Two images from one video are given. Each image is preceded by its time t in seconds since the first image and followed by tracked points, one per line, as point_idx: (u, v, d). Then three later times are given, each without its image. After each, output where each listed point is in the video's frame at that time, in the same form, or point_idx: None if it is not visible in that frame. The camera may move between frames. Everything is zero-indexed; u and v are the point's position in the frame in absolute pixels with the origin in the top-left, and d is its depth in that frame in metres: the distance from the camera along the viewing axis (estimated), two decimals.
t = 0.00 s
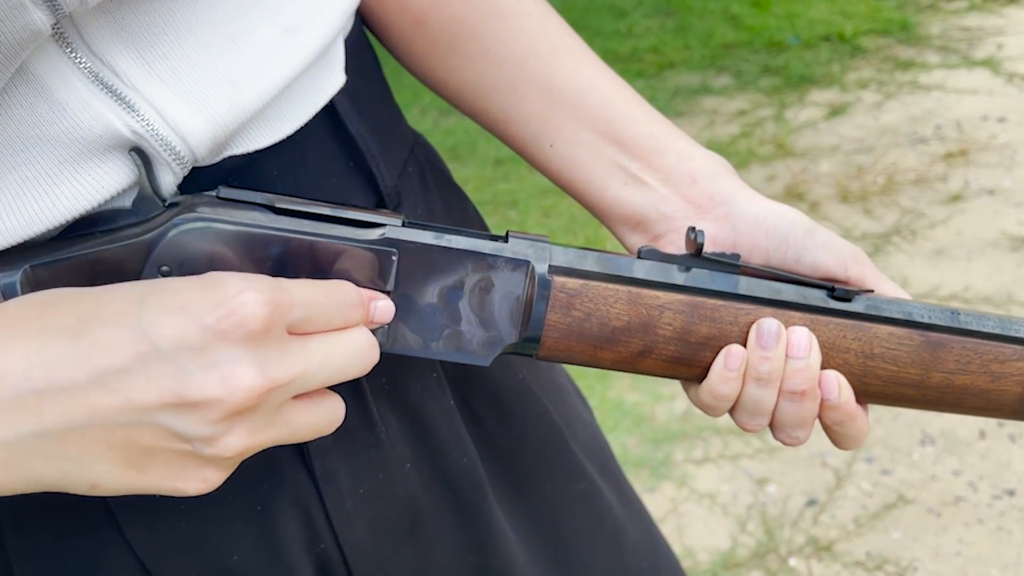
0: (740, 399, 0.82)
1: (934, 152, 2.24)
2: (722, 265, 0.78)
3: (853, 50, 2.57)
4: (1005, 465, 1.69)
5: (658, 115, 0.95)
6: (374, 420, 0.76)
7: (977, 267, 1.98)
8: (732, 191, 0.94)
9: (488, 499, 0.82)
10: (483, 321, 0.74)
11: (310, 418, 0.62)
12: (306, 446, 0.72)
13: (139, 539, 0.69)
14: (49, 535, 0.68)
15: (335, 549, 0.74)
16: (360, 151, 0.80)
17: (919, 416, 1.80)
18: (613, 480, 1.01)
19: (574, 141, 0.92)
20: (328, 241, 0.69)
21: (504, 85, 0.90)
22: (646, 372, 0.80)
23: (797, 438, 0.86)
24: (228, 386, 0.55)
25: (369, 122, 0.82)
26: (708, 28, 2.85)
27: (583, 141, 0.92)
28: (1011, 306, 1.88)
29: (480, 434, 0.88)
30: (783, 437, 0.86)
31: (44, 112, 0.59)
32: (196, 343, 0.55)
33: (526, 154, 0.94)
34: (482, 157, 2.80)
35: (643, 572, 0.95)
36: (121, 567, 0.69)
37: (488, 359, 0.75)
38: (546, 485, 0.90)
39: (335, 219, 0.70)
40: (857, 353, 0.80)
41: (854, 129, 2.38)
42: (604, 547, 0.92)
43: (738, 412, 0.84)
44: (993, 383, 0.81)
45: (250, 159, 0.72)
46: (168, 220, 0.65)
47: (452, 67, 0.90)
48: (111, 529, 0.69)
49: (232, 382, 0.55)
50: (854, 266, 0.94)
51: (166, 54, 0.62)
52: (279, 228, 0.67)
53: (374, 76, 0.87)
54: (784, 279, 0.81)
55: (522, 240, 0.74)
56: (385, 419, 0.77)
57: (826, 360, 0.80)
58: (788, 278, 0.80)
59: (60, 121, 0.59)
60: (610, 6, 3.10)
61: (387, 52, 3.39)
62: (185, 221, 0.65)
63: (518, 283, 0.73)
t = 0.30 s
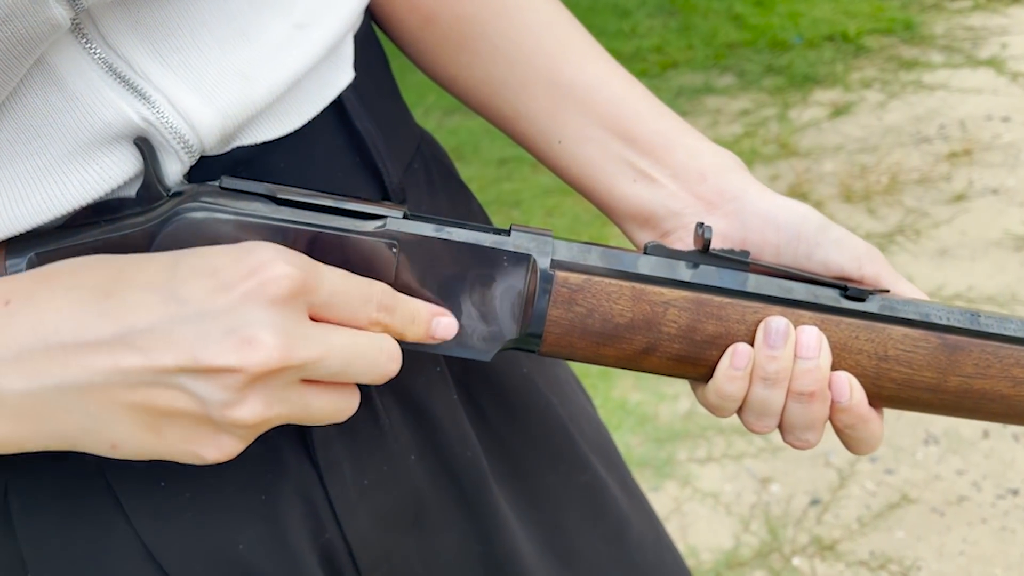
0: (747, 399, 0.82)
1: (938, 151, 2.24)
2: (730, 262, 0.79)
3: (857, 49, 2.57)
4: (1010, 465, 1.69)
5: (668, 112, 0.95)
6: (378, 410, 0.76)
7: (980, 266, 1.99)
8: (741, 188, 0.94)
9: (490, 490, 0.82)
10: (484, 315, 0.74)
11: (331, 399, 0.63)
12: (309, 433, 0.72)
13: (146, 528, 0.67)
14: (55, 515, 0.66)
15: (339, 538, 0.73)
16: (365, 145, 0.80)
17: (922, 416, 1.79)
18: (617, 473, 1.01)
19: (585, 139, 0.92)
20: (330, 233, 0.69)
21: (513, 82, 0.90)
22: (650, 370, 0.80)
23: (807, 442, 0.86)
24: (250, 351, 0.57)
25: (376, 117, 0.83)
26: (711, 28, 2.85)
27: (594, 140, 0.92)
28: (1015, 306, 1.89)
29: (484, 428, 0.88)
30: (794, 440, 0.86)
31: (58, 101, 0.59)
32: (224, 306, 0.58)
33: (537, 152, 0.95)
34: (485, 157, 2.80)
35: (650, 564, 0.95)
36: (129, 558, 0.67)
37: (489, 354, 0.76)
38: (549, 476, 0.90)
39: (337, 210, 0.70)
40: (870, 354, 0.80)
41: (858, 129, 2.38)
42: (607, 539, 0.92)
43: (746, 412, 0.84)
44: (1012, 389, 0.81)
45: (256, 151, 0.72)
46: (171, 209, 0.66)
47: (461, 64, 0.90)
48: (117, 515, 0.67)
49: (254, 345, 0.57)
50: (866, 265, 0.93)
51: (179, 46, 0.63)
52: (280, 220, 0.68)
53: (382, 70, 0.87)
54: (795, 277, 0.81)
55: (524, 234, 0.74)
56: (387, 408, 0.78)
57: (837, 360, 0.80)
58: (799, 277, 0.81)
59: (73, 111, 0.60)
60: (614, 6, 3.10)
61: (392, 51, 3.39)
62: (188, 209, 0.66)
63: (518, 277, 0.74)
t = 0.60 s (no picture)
0: (744, 398, 0.82)
1: (939, 150, 2.24)
2: (731, 263, 0.79)
3: (858, 48, 2.57)
4: (1012, 463, 1.69)
5: (671, 112, 0.95)
6: (380, 403, 0.77)
7: (982, 265, 1.99)
8: (741, 188, 0.94)
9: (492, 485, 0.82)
10: (487, 311, 0.74)
11: (358, 358, 0.62)
12: (312, 425, 0.72)
13: (149, 515, 0.67)
14: (60, 497, 0.66)
15: (341, 529, 0.73)
16: (372, 141, 0.81)
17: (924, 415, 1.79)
18: (621, 471, 1.01)
19: (587, 138, 0.93)
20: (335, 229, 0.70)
21: (518, 81, 0.90)
22: (648, 369, 0.81)
23: (802, 442, 0.86)
24: (293, 289, 0.55)
25: (383, 113, 0.83)
26: (713, 26, 2.84)
27: (596, 138, 0.92)
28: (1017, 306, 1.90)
29: (487, 423, 0.89)
30: (788, 440, 0.87)
31: (66, 93, 0.60)
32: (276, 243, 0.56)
33: (541, 150, 0.96)
34: (487, 156, 2.80)
35: (652, 564, 0.95)
36: (130, 545, 0.67)
37: (491, 350, 0.75)
38: (553, 473, 0.91)
39: (343, 206, 0.71)
40: (865, 357, 0.80)
41: (860, 128, 2.38)
42: (610, 537, 0.92)
43: (743, 413, 0.84)
44: (1006, 395, 0.81)
45: (263, 144, 0.72)
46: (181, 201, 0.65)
47: (468, 62, 0.91)
48: (120, 501, 0.67)
49: (298, 286, 0.56)
50: (865, 269, 0.94)
51: (185, 40, 0.63)
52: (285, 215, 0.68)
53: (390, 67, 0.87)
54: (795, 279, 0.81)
55: (528, 231, 0.75)
56: (390, 401, 0.78)
57: (833, 363, 0.80)
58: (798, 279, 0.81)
59: (81, 103, 0.60)
60: (615, 5, 3.10)
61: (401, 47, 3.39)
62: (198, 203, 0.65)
63: (522, 273, 0.74)
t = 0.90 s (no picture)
0: (746, 387, 0.82)
1: (939, 150, 2.24)
2: (732, 253, 0.79)
3: (858, 49, 2.57)
4: (1012, 463, 1.68)
5: (671, 106, 0.95)
6: (383, 397, 0.76)
7: (982, 265, 1.99)
8: (741, 180, 0.94)
9: (492, 480, 0.82)
10: (489, 300, 0.74)
11: (359, 310, 0.59)
12: (314, 419, 0.71)
13: (153, 505, 0.67)
14: (66, 490, 0.65)
15: (342, 523, 0.73)
16: (373, 135, 0.81)
17: (925, 414, 1.79)
18: (620, 467, 1.01)
19: (587, 132, 0.92)
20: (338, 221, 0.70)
21: (518, 76, 0.90)
22: (651, 358, 0.81)
23: (804, 430, 0.86)
24: (287, 218, 0.54)
25: (384, 109, 0.83)
26: (713, 26, 2.84)
27: (596, 132, 0.92)
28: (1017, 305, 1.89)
29: (489, 418, 0.88)
30: (791, 428, 0.86)
31: (70, 89, 0.60)
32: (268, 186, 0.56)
33: (541, 145, 0.95)
34: (487, 156, 2.80)
35: (652, 560, 0.95)
36: (134, 536, 0.67)
37: (495, 340, 0.75)
38: (552, 469, 0.91)
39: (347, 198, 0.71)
40: (867, 345, 0.80)
41: (860, 128, 2.38)
42: (609, 534, 0.92)
43: (745, 402, 0.84)
44: (1007, 381, 0.81)
45: (269, 137, 0.72)
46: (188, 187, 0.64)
47: (467, 58, 0.91)
48: (125, 492, 0.67)
49: (291, 217, 0.54)
50: (864, 258, 0.93)
51: (187, 38, 0.63)
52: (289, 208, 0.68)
53: (390, 64, 0.87)
54: (794, 270, 0.81)
55: (531, 222, 0.74)
56: (393, 395, 0.77)
57: (834, 351, 0.80)
58: (797, 269, 0.81)
59: (86, 99, 0.60)
60: (615, 5, 3.10)
61: (402, 46, 3.39)
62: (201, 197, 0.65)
63: (524, 263, 0.73)
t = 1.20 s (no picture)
0: (738, 385, 0.82)
1: (938, 151, 2.24)
2: (726, 252, 0.79)
3: (857, 50, 2.57)
4: (1011, 463, 1.69)
5: (668, 107, 0.95)
6: (380, 394, 0.77)
7: (981, 266, 1.99)
8: (737, 179, 0.95)
9: (492, 476, 0.82)
10: (485, 298, 0.75)
11: (354, 356, 0.63)
12: (314, 415, 0.72)
13: (153, 497, 0.67)
14: (67, 483, 0.66)
15: (342, 519, 0.73)
16: (373, 134, 0.81)
17: (924, 414, 1.80)
18: (621, 465, 1.01)
19: (583, 132, 0.93)
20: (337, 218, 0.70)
21: (516, 77, 0.91)
22: (645, 356, 0.81)
23: (796, 428, 0.86)
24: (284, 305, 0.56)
25: (384, 108, 0.83)
26: (712, 28, 2.85)
27: (593, 132, 0.93)
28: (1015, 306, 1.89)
29: (488, 415, 0.89)
30: (782, 426, 0.87)
31: (76, 87, 0.60)
32: (264, 261, 0.57)
33: (539, 145, 0.96)
34: (487, 157, 2.81)
35: (654, 557, 0.95)
36: (135, 526, 0.67)
37: (490, 337, 0.76)
38: (551, 466, 0.91)
39: (345, 193, 0.72)
40: (858, 344, 0.80)
41: (859, 129, 2.38)
42: (610, 530, 0.93)
43: (737, 399, 0.84)
44: (995, 381, 0.81)
45: (267, 136, 0.72)
46: (188, 190, 0.66)
47: (467, 59, 0.91)
48: (125, 484, 0.67)
49: (289, 302, 0.56)
50: (857, 259, 0.93)
51: (192, 37, 0.63)
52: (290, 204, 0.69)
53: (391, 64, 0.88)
54: (786, 268, 0.82)
55: (527, 220, 0.75)
56: (392, 392, 0.78)
57: (826, 349, 0.81)
58: (789, 268, 0.81)
59: (91, 96, 0.60)
60: (614, 7, 3.10)
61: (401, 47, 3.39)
62: (202, 191, 0.67)
63: (520, 260, 0.74)
